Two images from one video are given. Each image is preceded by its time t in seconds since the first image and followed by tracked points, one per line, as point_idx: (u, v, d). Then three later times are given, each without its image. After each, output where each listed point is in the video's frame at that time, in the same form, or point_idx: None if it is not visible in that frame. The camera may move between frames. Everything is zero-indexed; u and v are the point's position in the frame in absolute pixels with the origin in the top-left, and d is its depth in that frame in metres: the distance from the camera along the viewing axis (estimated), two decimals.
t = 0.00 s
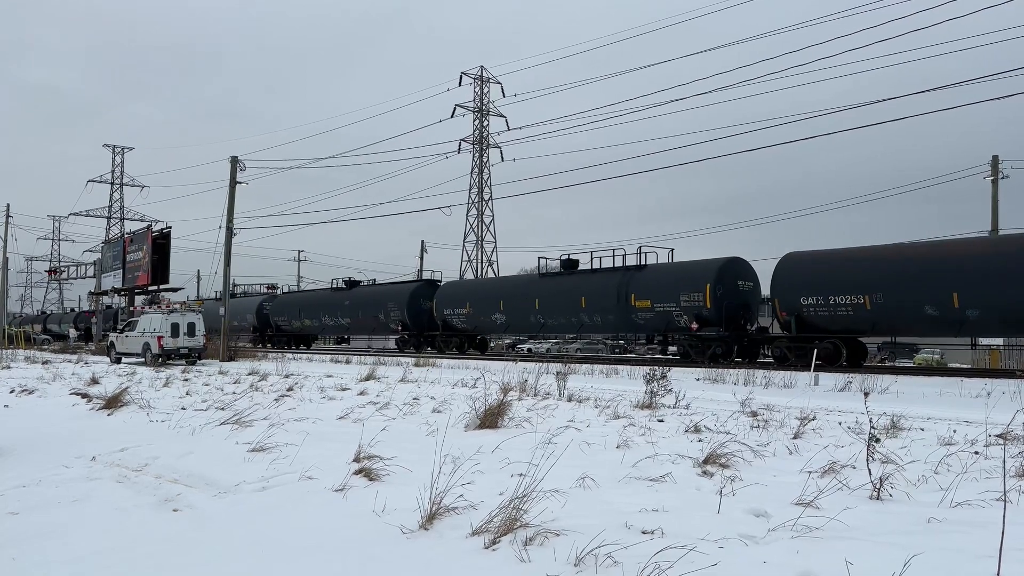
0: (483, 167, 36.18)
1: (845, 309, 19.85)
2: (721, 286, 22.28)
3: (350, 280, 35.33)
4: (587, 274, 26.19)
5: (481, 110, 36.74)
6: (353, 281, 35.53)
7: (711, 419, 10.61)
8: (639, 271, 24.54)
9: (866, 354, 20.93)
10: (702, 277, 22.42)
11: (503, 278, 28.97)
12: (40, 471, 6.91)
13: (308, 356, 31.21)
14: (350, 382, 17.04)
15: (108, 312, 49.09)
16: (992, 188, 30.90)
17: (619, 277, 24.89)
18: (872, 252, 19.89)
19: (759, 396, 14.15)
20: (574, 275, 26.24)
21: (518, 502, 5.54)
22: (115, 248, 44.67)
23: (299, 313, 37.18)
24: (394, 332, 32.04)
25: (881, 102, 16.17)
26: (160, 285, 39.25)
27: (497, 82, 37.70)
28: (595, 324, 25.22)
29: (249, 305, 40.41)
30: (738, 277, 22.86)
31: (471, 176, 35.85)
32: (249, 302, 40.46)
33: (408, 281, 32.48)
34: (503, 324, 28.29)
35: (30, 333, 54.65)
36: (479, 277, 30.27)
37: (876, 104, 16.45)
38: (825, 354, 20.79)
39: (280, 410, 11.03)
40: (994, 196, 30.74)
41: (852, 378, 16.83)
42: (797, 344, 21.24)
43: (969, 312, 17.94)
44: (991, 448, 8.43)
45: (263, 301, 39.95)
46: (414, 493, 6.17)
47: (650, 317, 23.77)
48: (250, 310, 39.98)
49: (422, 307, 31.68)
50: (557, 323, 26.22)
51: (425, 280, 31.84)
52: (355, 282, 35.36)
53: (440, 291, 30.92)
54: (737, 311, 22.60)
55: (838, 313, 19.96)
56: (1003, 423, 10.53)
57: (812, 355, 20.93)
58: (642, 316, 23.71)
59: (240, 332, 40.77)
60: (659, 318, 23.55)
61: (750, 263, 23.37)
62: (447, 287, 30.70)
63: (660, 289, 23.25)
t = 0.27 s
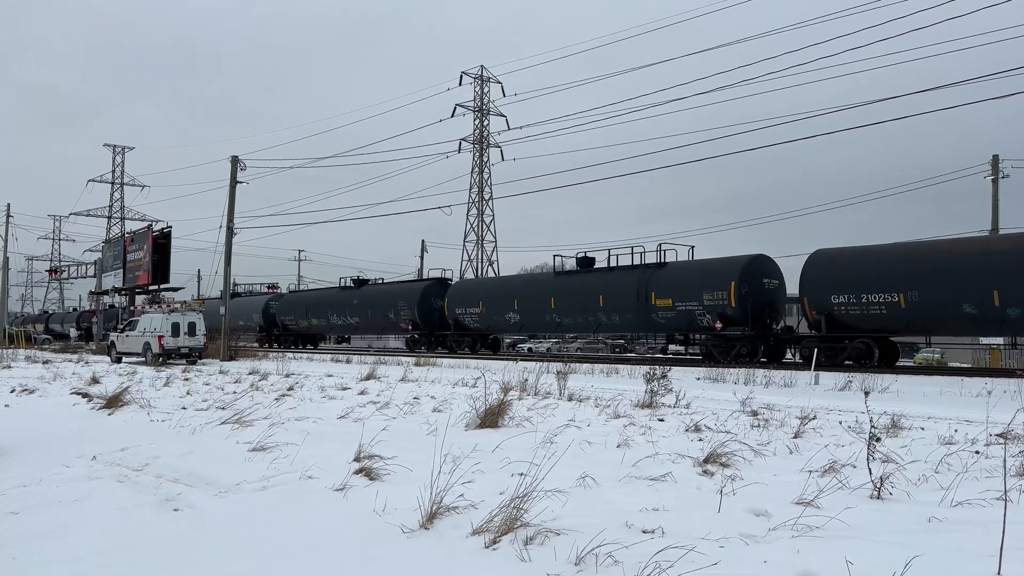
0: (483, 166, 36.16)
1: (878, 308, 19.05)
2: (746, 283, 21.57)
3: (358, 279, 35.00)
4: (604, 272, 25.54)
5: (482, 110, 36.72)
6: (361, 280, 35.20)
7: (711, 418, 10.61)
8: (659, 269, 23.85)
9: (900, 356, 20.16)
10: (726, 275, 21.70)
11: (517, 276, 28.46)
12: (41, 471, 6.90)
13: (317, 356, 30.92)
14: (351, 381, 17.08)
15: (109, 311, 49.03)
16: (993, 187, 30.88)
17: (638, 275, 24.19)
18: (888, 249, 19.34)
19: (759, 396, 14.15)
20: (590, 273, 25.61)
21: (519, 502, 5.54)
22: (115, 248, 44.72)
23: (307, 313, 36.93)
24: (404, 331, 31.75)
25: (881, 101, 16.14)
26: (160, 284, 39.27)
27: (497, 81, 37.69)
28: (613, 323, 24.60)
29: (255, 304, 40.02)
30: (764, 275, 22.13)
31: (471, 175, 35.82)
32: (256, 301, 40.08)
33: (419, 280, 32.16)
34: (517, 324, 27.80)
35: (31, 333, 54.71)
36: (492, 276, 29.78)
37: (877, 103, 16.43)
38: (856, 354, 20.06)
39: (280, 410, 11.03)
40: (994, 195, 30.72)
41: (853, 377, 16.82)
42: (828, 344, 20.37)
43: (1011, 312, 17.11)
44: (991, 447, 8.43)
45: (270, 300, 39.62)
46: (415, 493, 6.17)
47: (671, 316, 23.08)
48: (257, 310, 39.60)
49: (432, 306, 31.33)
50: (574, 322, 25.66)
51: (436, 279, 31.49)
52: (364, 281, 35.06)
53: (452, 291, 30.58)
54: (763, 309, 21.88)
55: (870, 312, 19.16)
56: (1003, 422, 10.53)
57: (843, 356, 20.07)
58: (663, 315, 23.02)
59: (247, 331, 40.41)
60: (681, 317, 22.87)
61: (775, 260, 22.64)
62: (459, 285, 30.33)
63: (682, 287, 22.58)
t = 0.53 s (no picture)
0: (483, 166, 36.15)
1: (917, 307, 18.12)
2: (777, 281, 20.91)
3: (367, 278, 34.71)
4: (627, 270, 24.95)
5: (482, 109, 36.71)
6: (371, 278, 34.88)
7: (711, 418, 10.62)
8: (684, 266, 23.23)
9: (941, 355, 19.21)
10: (756, 272, 21.05)
11: (534, 275, 28.11)
12: (41, 470, 6.90)
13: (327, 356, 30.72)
14: (351, 381, 17.10)
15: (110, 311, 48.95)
16: (993, 187, 30.88)
17: (662, 272, 23.56)
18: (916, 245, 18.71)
19: (759, 395, 14.15)
20: (611, 271, 25.05)
21: (519, 501, 5.54)
22: (115, 248, 44.80)
23: (316, 312, 36.74)
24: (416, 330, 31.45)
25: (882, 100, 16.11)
26: (161, 284, 39.31)
27: (498, 80, 37.68)
28: (635, 322, 24.08)
29: (262, 303, 39.59)
30: (794, 272, 21.47)
31: (471, 174, 35.82)
32: (262, 300, 39.67)
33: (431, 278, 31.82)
34: (535, 323, 27.41)
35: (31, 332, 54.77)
36: (507, 274, 29.43)
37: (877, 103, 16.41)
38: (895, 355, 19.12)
39: (280, 409, 11.04)
40: (994, 195, 30.71)
41: (854, 377, 16.82)
42: (864, 344, 19.43)
43: None
44: (992, 447, 8.42)
45: (277, 299, 39.32)
46: (416, 492, 6.17)
47: (697, 315, 22.47)
48: (264, 309, 39.22)
49: (445, 304, 30.98)
50: (594, 321, 25.20)
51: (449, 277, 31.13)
52: (373, 279, 34.78)
53: (465, 289, 30.40)
54: (795, 308, 21.16)
55: (910, 310, 18.23)
56: (1003, 421, 10.53)
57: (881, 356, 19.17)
58: (688, 314, 22.40)
59: (253, 331, 40.05)
60: (707, 316, 22.25)
61: (807, 257, 21.92)
62: (471, 285, 30.30)
63: (708, 285, 21.97)
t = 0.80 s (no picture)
0: (483, 165, 36.13)
1: (961, 305, 17.64)
2: (810, 279, 20.42)
3: (378, 277, 34.41)
4: (650, 268, 24.49)
5: (482, 108, 36.69)
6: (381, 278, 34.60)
7: (712, 417, 10.63)
8: (711, 264, 22.76)
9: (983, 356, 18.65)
10: (788, 270, 20.56)
11: (552, 273, 27.75)
12: (41, 470, 6.90)
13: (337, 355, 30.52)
14: (352, 380, 17.11)
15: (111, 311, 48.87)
16: (994, 185, 30.86)
17: (688, 270, 23.09)
18: (951, 241, 18.47)
19: (760, 395, 14.14)
20: (632, 269, 24.62)
21: (520, 500, 5.55)
22: (116, 247, 44.82)
23: (325, 311, 36.53)
24: (429, 329, 31.10)
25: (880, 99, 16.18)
26: (161, 283, 39.33)
27: (498, 79, 37.64)
28: (660, 321, 23.63)
29: (269, 302, 39.34)
30: (827, 269, 20.98)
31: (472, 174, 35.80)
32: (269, 300, 39.45)
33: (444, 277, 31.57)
34: (553, 322, 26.95)
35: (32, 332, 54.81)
36: (524, 273, 29.09)
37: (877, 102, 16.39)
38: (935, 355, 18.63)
39: (281, 409, 11.05)
40: (994, 194, 30.69)
41: (855, 376, 16.81)
42: (903, 343, 18.93)
43: None
44: (993, 446, 8.41)
45: (285, 298, 39.11)
46: (417, 492, 6.17)
47: (724, 314, 21.98)
48: (271, 308, 38.98)
49: (458, 303, 30.66)
50: (615, 321, 24.79)
51: (462, 276, 30.85)
52: (383, 279, 34.52)
53: (480, 288, 30.00)
54: (828, 306, 20.63)
55: (953, 309, 17.76)
56: (1004, 420, 10.52)
57: (920, 356, 18.67)
58: (716, 312, 21.92)
59: (260, 331, 39.81)
60: (735, 315, 21.78)
61: (840, 254, 21.42)
62: (485, 285, 29.96)
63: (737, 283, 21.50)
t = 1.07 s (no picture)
0: (483, 164, 36.11)
1: (1008, 303, 16.96)
2: (845, 277, 19.92)
3: (388, 275, 34.06)
4: (673, 265, 23.97)
5: (482, 108, 36.69)
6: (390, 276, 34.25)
7: (712, 416, 10.62)
8: (738, 261, 22.25)
9: None
10: (822, 268, 20.05)
11: (570, 271, 27.25)
12: (42, 470, 6.90)
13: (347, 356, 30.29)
14: (352, 380, 17.13)
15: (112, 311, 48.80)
16: (994, 184, 30.84)
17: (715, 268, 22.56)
18: (999, 237, 17.76)
19: (761, 394, 14.12)
20: (655, 266, 24.11)
21: (520, 500, 5.54)
22: (116, 247, 44.81)
23: (334, 310, 36.21)
24: (442, 329, 30.68)
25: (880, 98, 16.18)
26: (162, 283, 39.34)
27: (497, 79, 37.63)
28: (685, 321, 23.14)
29: (276, 302, 39.11)
30: (863, 267, 20.46)
31: (472, 173, 35.78)
32: (276, 299, 39.25)
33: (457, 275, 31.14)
34: (572, 321, 26.46)
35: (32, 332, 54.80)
36: (541, 271, 28.59)
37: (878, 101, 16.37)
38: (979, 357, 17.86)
39: (281, 408, 11.04)
40: (995, 193, 30.69)
41: (856, 376, 16.79)
42: (945, 343, 18.24)
43: None
44: (993, 445, 8.41)
45: (292, 297, 38.88)
46: (418, 491, 6.17)
47: (752, 313, 21.48)
48: (278, 308, 38.73)
49: (472, 302, 30.24)
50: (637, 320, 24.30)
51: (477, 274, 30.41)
52: (394, 277, 34.19)
53: (496, 287, 29.50)
54: (864, 305, 20.07)
55: (1000, 307, 17.08)
56: (1005, 420, 10.51)
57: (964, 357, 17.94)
58: (745, 311, 21.42)
59: (267, 330, 39.58)
60: (765, 314, 21.28)
61: (873, 250, 20.88)
62: (500, 283, 29.46)
63: (768, 281, 21.01)
